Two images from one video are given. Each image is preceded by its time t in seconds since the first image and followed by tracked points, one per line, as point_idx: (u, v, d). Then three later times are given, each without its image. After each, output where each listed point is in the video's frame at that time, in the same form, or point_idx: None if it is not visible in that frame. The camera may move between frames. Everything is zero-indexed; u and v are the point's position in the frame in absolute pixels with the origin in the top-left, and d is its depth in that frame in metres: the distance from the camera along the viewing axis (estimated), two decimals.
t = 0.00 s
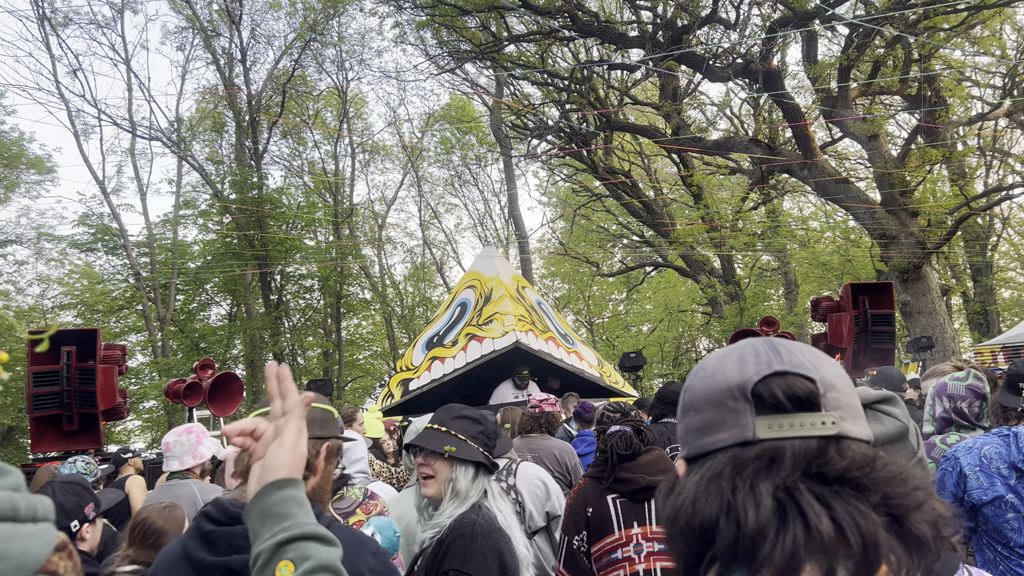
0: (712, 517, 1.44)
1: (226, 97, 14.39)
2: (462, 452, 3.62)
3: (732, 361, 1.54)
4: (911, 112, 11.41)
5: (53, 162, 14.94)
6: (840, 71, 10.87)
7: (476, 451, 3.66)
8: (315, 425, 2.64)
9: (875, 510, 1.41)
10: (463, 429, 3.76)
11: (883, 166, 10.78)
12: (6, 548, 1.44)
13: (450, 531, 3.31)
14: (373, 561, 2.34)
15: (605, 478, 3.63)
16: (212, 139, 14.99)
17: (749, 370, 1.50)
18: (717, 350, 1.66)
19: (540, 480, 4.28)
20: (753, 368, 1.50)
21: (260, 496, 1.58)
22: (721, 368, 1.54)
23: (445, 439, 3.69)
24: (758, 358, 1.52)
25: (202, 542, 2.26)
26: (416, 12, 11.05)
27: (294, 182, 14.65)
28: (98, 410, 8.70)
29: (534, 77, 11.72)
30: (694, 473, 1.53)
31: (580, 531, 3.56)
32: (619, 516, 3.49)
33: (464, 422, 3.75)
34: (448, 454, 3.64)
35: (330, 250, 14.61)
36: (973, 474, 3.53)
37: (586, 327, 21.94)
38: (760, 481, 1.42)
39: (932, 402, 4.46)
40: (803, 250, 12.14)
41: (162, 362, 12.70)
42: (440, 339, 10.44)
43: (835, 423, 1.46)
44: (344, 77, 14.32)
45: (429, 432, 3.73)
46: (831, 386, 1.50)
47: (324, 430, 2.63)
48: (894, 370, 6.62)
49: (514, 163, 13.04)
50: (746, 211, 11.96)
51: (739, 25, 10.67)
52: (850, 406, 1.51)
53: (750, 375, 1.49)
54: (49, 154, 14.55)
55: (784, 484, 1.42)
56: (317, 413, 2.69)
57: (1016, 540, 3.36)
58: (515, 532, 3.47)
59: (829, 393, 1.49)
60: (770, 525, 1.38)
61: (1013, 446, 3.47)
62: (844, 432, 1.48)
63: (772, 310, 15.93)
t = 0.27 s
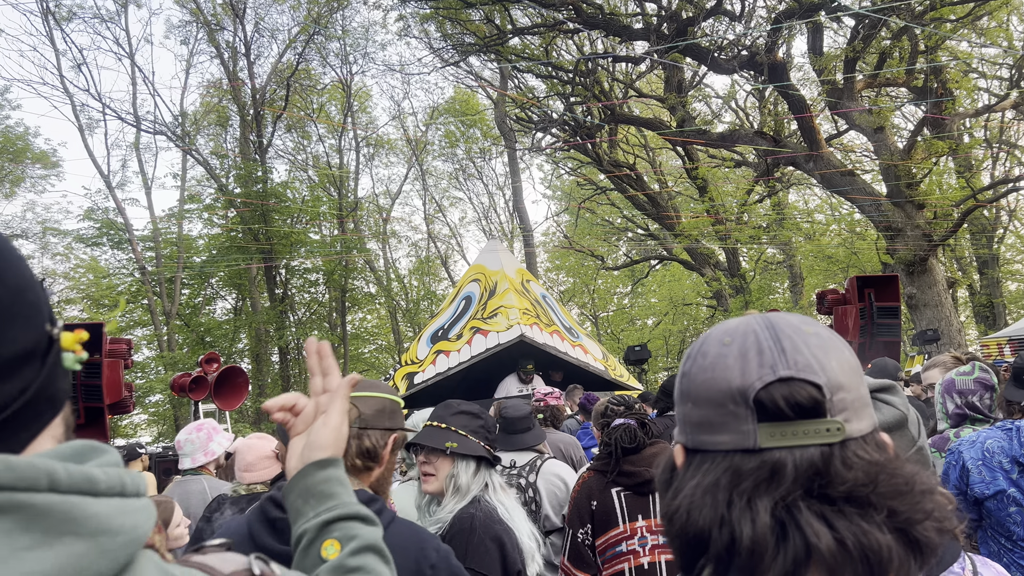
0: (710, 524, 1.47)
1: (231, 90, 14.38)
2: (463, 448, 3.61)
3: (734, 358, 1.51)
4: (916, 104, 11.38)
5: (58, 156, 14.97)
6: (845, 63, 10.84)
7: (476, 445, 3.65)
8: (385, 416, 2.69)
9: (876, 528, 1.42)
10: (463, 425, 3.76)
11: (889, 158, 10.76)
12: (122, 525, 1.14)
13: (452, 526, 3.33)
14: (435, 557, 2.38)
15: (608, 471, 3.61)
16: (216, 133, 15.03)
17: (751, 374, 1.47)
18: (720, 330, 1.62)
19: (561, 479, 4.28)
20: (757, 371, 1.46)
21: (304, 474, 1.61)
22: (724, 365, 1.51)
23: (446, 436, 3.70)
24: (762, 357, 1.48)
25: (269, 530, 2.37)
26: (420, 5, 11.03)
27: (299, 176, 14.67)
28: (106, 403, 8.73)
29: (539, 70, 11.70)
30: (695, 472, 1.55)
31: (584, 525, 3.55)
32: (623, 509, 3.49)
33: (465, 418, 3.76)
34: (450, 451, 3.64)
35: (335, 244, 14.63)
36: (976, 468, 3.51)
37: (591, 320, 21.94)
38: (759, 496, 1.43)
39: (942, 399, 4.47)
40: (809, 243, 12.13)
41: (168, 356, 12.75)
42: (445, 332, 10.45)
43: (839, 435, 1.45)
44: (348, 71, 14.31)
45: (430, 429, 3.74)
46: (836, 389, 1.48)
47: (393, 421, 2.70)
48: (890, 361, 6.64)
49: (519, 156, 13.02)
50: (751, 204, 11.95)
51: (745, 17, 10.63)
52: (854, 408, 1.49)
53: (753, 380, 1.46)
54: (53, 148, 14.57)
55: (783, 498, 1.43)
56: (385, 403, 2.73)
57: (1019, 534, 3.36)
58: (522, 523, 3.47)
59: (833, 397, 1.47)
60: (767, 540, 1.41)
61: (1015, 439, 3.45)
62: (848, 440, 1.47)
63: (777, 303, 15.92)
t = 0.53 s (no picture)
0: (701, 526, 1.48)
1: (232, 82, 14.36)
2: (479, 439, 3.59)
3: (730, 357, 1.50)
4: (920, 94, 11.33)
5: (60, 148, 14.96)
6: (849, 53, 10.79)
7: (490, 434, 3.63)
8: (448, 407, 2.72)
9: (872, 532, 1.40)
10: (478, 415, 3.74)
11: (892, 149, 10.73)
12: (206, 521, 1.08)
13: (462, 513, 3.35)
14: (484, 567, 2.33)
15: (608, 462, 3.61)
16: (217, 125, 15.03)
17: (747, 377, 1.46)
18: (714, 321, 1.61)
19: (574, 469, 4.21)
20: (753, 374, 1.46)
21: (311, 508, 1.59)
22: (720, 365, 1.50)
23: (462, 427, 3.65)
24: (758, 358, 1.47)
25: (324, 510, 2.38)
26: None
27: (300, 168, 14.66)
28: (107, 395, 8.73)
29: (540, 61, 11.68)
30: (688, 470, 1.56)
31: (584, 516, 3.53)
32: (623, 500, 3.49)
33: (478, 407, 3.73)
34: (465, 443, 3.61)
35: (336, 236, 14.63)
36: (974, 458, 3.52)
37: (593, 312, 21.93)
38: (754, 501, 1.43)
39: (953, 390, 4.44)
40: (811, 234, 12.11)
41: (170, 347, 12.78)
42: (447, 324, 10.44)
43: (835, 438, 1.44)
44: (349, 62, 14.26)
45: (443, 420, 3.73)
46: (834, 390, 1.47)
47: (454, 413, 2.74)
48: (887, 352, 6.64)
49: (521, 147, 12.99)
50: (753, 195, 11.92)
51: (747, 7, 10.57)
52: (851, 408, 1.48)
53: (749, 383, 1.46)
54: (55, 140, 14.55)
55: (777, 504, 1.42)
56: (449, 394, 2.76)
57: (1017, 525, 3.32)
58: (530, 512, 3.46)
59: (830, 399, 1.46)
60: (760, 545, 1.39)
61: (1014, 430, 3.45)
62: (843, 443, 1.46)
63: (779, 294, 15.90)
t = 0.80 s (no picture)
0: (683, 532, 1.51)
1: (230, 75, 14.30)
2: (481, 431, 3.56)
3: (712, 364, 1.52)
4: (919, 89, 11.33)
5: (57, 141, 14.91)
6: (848, 48, 10.79)
7: (491, 426, 3.60)
8: (471, 397, 2.81)
9: (853, 537, 1.42)
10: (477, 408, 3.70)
11: (891, 143, 10.73)
12: (164, 530, 1.06)
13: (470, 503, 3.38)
14: (514, 557, 2.36)
15: (606, 458, 3.59)
16: (216, 118, 14.99)
17: (729, 385, 1.48)
18: (697, 325, 1.62)
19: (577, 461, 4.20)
20: (735, 383, 1.48)
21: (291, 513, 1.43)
22: (703, 372, 1.52)
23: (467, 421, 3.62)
24: (740, 366, 1.49)
25: (353, 508, 2.37)
26: None
27: (299, 161, 14.64)
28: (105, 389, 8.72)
29: (540, 55, 11.67)
30: (672, 476, 1.59)
31: (581, 511, 3.51)
32: (620, 496, 3.48)
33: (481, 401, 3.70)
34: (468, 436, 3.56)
35: (335, 230, 14.60)
36: (972, 454, 3.53)
37: (592, 306, 21.94)
38: (737, 508, 1.45)
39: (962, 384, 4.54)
40: (810, 229, 12.12)
41: (169, 342, 12.78)
42: (445, 319, 10.43)
43: (817, 444, 1.47)
44: (348, 56, 14.22)
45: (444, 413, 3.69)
46: (816, 397, 1.49)
47: (477, 403, 2.82)
48: (886, 349, 6.63)
49: (520, 141, 12.96)
50: (753, 189, 11.92)
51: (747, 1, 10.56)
52: (832, 412, 1.51)
53: (731, 392, 1.47)
54: (52, 133, 14.49)
55: (759, 511, 1.44)
56: (473, 385, 2.85)
57: (1014, 520, 3.34)
58: (534, 504, 3.47)
59: (813, 406, 1.48)
60: (742, 552, 1.42)
61: (1011, 426, 3.45)
62: (825, 449, 1.49)
63: (778, 289, 15.90)
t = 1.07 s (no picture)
0: (649, 535, 1.51)
1: (227, 70, 14.26)
2: (479, 431, 3.53)
3: (674, 367, 1.52)
4: (916, 87, 11.34)
5: (53, 136, 14.87)
6: (846, 46, 10.80)
7: (488, 424, 3.57)
8: (455, 387, 2.69)
9: (817, 536, 1.42)
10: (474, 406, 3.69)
11: (887, 142, 10.75)
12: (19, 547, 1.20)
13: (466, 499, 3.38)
14: (514, 543, 2.31)
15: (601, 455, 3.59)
16: (212, 113, 14.96)
17: (689, 388, 1.48)
18: (661, 325, 1.61)
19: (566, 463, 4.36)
20: (695, 385, 1.48)
21: (253, 523, 1.47)
22: (664, 375, 1.52)
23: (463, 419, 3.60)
24: (700, 368, 1.49)
25: (353, 511, 2.24)
26: None
27: (295, 157, 14.64)
28: (101, 385, 8.71)
29: (537, 51, 11.67)
30: (641, 478, 1.59)
31: (576, 508, 3.51)
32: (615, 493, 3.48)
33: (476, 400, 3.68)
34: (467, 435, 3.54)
35: (331, 226, 14.57)
36: (970, 451, 3.52)
37: (588, 303, 21.94)
38: (699, 509, 1.46)
39: (959, 378, 4.52)
40: (807, 227, 12.14)
41: (164, 337, 12.78)
42: (442, 315, 10.42)
43: (780, 443, 1.46)
44: (345, 51, 14.18)
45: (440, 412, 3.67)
46: (777, 397, 1.48)
47: (461, 393, 2.70)
48: (882, 346, 6.58)
49: (517, 138, 12.94)
50: (749, 187, 11.94)
51: None
52: (796, 411, 1.50)
53: (692, 395, 1.47)
54: (48, 128, 14.45)
55: (722, 512, 1.45)
56: (455, 374, 2.72)
57: (1012, 518, 3.37)
58: (529, 500, 3.49)
59: (774, 405, 1.47)
60: (704, 555, 1.43)
61: (1010, 424, 3.47)
62: (790, 448, 1.49)
63: (774, 287, 15.95)
